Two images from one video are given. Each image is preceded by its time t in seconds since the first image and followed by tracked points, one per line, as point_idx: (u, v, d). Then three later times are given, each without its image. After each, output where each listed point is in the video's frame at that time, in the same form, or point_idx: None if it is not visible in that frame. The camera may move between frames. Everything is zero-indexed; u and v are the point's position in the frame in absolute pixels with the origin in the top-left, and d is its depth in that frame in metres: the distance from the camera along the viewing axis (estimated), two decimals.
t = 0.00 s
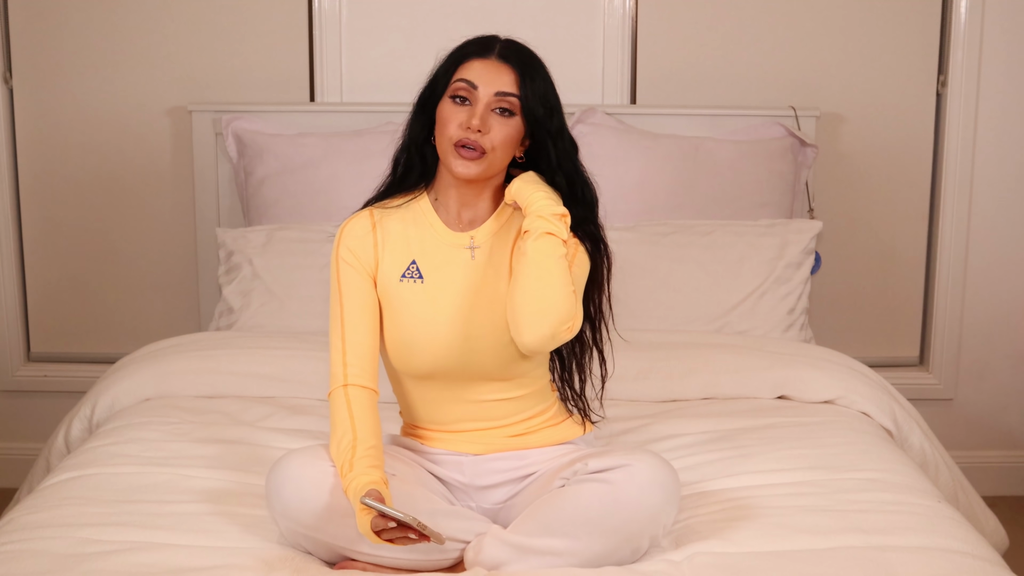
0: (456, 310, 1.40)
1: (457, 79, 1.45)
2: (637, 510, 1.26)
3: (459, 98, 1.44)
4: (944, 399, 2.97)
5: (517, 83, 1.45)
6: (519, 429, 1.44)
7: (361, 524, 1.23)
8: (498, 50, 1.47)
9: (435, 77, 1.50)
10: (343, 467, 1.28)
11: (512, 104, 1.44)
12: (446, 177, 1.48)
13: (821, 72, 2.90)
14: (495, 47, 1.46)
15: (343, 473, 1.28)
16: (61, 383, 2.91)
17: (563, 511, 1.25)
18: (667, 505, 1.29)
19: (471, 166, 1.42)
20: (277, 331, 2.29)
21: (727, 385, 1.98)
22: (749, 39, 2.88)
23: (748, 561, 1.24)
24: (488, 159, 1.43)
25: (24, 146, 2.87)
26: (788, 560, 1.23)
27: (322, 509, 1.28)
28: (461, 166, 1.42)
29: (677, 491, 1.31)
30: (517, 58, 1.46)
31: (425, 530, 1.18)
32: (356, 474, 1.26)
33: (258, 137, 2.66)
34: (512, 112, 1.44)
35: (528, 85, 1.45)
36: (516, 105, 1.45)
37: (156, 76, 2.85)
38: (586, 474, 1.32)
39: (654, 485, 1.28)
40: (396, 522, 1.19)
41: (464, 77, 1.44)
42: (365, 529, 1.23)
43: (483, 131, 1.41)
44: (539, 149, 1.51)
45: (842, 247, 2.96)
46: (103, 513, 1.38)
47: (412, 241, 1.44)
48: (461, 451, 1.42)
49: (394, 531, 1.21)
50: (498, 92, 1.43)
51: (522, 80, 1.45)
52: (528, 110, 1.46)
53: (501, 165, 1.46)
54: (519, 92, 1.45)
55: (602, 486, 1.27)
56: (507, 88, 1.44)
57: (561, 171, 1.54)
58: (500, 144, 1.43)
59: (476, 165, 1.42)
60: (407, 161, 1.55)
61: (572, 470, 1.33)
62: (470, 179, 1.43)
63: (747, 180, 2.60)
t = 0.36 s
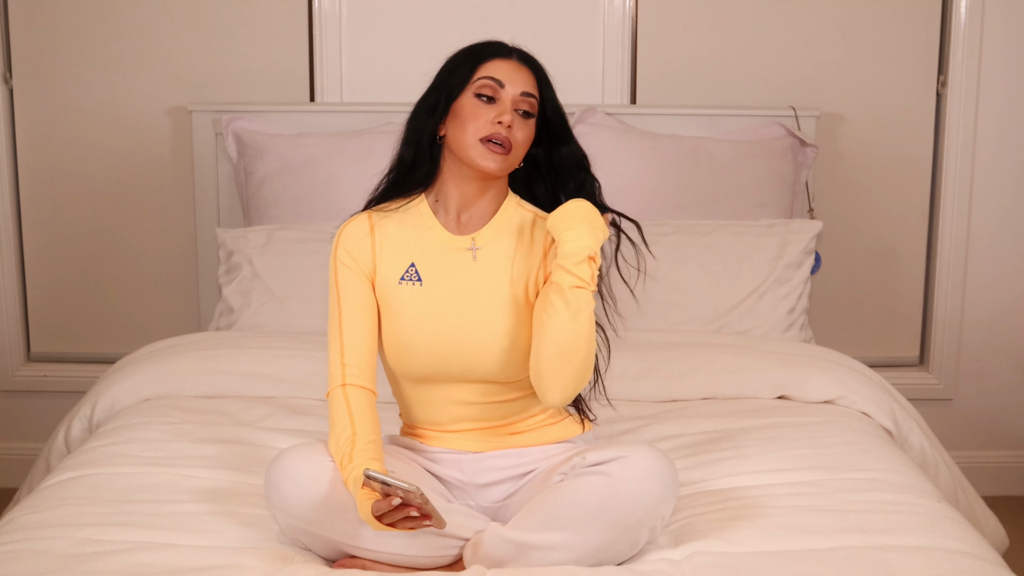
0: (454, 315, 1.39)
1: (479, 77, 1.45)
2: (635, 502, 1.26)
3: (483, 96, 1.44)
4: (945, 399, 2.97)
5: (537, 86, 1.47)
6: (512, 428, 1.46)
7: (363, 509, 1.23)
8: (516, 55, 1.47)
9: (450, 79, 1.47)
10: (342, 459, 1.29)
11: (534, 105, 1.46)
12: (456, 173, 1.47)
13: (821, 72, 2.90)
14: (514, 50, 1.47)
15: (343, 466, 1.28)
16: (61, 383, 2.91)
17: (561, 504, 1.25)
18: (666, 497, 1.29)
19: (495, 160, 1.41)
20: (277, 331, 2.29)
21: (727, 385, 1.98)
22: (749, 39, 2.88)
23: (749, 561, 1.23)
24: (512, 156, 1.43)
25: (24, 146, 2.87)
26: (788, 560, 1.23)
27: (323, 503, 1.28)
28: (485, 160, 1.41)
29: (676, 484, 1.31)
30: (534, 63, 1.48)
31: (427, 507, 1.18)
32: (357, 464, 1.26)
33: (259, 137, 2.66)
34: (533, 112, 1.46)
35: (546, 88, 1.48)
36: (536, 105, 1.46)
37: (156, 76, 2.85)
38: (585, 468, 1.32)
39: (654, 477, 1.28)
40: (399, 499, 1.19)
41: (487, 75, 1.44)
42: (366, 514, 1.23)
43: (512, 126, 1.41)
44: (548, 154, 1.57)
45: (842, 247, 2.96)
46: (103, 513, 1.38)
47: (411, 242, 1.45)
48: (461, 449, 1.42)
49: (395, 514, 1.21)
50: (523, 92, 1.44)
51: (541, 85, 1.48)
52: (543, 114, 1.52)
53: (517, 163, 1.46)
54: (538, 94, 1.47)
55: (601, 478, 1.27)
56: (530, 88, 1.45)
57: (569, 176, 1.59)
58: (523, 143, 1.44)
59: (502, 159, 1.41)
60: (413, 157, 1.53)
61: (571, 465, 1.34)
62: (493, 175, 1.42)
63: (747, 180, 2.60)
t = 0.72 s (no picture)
0: (454, 319, 1.39)
1: (477, 84, 1.44)
2: (635, 503, 1.26)
3: (480, 104, 1.43)
4: (945, 399, 2.97)
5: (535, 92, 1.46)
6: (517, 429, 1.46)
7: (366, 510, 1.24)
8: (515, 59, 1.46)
9: (449, 80, 1.46)
10: (347, 460, 1.29)
11: (532, 113, 1.45)
12: (453, 179, 1.47)
13: (821, 72, 2.90)
14: (514, 53, 1.46)
15: (348, 466, 1.28)
16: (61, 383, 2.91)
17: (561, 505, 1.25)
18: (665, 498, 1.29)
19: (491, 172, 1.42)
20: (277, 331, 2.29)
21: (727, 385, 1.98)
22: (749, 39, 2.88)
23: (749, 561, 1.23)
24: (508, 166, 1.43)
25: (24, 146, 2.87)
26: (789, 560, 1.23)
27: (325, 504, 1.27)
28: (481, 172, 1.41)
29: (676, 485, 1.31)
30: (534, 66, 1.47)
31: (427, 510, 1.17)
32: (362, 464, 1.26)
33: (259, 137, 2.66)
34: (530, 120, 1.45)
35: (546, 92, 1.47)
36: (534, 113, 1.45)
37: (157, 76, 2.85)
38: (585, 468, 1.32)
39: (654, 477, 1.28)
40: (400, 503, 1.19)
41: (484, 82, 1.43)
42: (370, 515, 1.24)
43: (508, 138, 1.41)
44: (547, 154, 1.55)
45: (842, 247, 2.96)
46: (102, 513, 1.38)
47: (411, 244, 1.44)
48: (462, 449, 1.43)
49: (398, 517, 1.21)
50: (520, 100, 1.43)
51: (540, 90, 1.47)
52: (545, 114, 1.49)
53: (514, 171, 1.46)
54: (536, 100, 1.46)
55: (602, 479, 1.27)
56: (528, 96, 1.44)
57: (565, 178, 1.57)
58: (520, 153, 1.44)
59: (497, 171, 1.42)
60: (415, 160, 1.51)
61: (571, 465, 1.34)
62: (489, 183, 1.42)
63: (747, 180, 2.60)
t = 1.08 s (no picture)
0: (454, 323, 1.39)
1: (470, 87, 1.43)
2: (635, 507, 1.26)
3: (472, 109, 1.42)
4: (945, 399, 2.97)
5: (529, 93, 1.45)
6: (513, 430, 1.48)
7: (377, 528, 1.22)
8: (511, 58, 1.45)
9: (444, 81, 1.46)
10: (351, 470, 1.29)
11: (526, 116, 1.44)
12: (449, 184, 1.47)
13: (820, 72, 2.90)
14: (509, 53, 1.45)
15: (351, 478, 1.28)
16: (61, 383, 2.91)
17: (560, 507, 1.25)
18: (666, 502, 1.29)
19: (482, 177, 1.41)
20: (278, 331, 2.29)
21: (727, 385, 1.98)
22: (749, 39, 2.88)
23: (748, 561, 1.24)
24: (500, 171, 1.42)
25: (24, 145, 2.87)
26: (788, 560, 1.23)
27: (326, 508, 1.28)
28: (471, 178, 1.41)
29: (676, 490, 1.31)
30: (529, 68, 1.45)
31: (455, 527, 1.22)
32: (366, 478, 1.26)
33: (259, 137, 2.66)
34: (524, 123, 1.44)
35: (541, 94, 1.45)
36: (528, 116, 1.44)
37: (156, 76, 2.85)
38: (585, 472, 1.33)
39: (654, 481, 1.29)
40: (419, 525, 1.18)
41: (477, 85, 1.42)
42: (381, 533, 1.22)
43: (499, 143, 1.41)
44: (547, 157, 1.54)
45: (843, 247, 2.96)
46: (103, 513, 1.38)
47: (410, 247, 1.44)
48: (461, 451, 1.44)
49: (413, 536, 1.20)
50: (513, 104, 1.42)
51: (536, 91, 1.45)
52: (541, 117, 1.47)
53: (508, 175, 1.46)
54: (531, 102, 1.45)
55: (602, 482, 1.27)
56: (522, 99, 1.43)
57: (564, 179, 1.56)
58: (512, 157, 1.43)
59: (487, 176, 1.42)
60: (412, 164, 1.51)
61: (571, 468, 1.35)
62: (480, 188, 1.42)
63: (747, 180, 2.60)
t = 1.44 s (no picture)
0: (453, 330, 1.38)
1: (467, 89, 1.42)
2: (637, 511, 1.26)
3: (469, 112, 1.42)
4: (945, 399, 2.97)
5: (528, 96, 1.44)
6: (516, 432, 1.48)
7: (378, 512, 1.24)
8: (508, 61, 1.45)
9: (440, 84, 1.45)
10: (351, 467, 1.30)
11: (525, 119, 1.44)
12: (448, 189, 1.46)
13: (820, 72, 2.90)
14: (507, 55, 1.45)
15: (352, 473, 1.30)
16: (61, 383, 2.91)
17: (562, 511, 1.25)
18: (667, 505, 1.29)
19: (480, 181, 1.41)
20: (278, 331, 2.29)
21: (727, 385, 1.98)
22: (749, 39, 2.88)
23: (748, 561, 1.24)
24: (499, 174, 1.42)
25: (24, 145, 2.87)
26: (788, 560, 1.23)
27: (328, 506, 1.28)
28: (470, 181, 1.41)
29: (677, 493, 1.31)
30: (527, 71, 1.45)
31: (467, 512, 1.24)
32: (367, 471, 1.28)
33: (258, 137, 2.66)
34: (522, 126, 1.44)
35: (539, 97, 1.45)
36: (526, 119, 1.44)
37: (157, 76, 2.85)
38: (585, 475, 1.32)
39: (655, 483, 1.29)
40: (413, 508, 1.21)
41: (474, 88, 1.42)
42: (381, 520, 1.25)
43: (498, 147, 1.40)
44: (545, 158, 1.53)
45: (843, 247, 2.96)
46: (102, 513, 1.38)
47: (407, 254, 1.43)
48: (461, 454, 1.44)
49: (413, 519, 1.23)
50: (511, 107, 1.41)
51: (533, 94, 1.45)
52: (540, 119, 1.47)
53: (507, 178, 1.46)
54: (529, 105, 1.44)
55: (602, 486, 1.27)
56: (520, 101, 1.42)
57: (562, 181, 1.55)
58: (511, 160, 1.43)
59: (486, 180, 1.41)
60: (410, 168, 1.51)
61: (572, 471, 1.34)
62: (478, 192, 1.42)
63: (747, 180, 2.60)
